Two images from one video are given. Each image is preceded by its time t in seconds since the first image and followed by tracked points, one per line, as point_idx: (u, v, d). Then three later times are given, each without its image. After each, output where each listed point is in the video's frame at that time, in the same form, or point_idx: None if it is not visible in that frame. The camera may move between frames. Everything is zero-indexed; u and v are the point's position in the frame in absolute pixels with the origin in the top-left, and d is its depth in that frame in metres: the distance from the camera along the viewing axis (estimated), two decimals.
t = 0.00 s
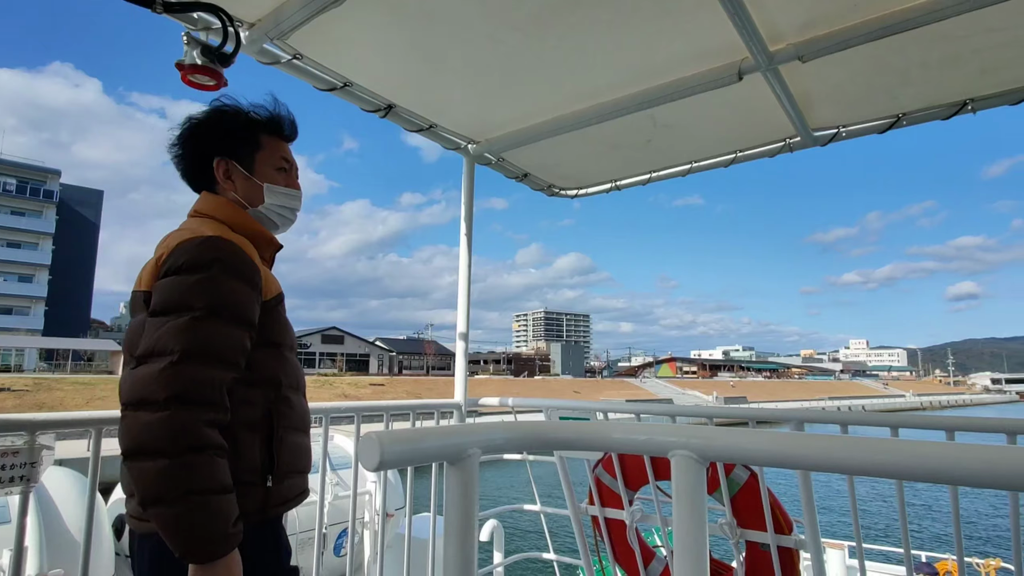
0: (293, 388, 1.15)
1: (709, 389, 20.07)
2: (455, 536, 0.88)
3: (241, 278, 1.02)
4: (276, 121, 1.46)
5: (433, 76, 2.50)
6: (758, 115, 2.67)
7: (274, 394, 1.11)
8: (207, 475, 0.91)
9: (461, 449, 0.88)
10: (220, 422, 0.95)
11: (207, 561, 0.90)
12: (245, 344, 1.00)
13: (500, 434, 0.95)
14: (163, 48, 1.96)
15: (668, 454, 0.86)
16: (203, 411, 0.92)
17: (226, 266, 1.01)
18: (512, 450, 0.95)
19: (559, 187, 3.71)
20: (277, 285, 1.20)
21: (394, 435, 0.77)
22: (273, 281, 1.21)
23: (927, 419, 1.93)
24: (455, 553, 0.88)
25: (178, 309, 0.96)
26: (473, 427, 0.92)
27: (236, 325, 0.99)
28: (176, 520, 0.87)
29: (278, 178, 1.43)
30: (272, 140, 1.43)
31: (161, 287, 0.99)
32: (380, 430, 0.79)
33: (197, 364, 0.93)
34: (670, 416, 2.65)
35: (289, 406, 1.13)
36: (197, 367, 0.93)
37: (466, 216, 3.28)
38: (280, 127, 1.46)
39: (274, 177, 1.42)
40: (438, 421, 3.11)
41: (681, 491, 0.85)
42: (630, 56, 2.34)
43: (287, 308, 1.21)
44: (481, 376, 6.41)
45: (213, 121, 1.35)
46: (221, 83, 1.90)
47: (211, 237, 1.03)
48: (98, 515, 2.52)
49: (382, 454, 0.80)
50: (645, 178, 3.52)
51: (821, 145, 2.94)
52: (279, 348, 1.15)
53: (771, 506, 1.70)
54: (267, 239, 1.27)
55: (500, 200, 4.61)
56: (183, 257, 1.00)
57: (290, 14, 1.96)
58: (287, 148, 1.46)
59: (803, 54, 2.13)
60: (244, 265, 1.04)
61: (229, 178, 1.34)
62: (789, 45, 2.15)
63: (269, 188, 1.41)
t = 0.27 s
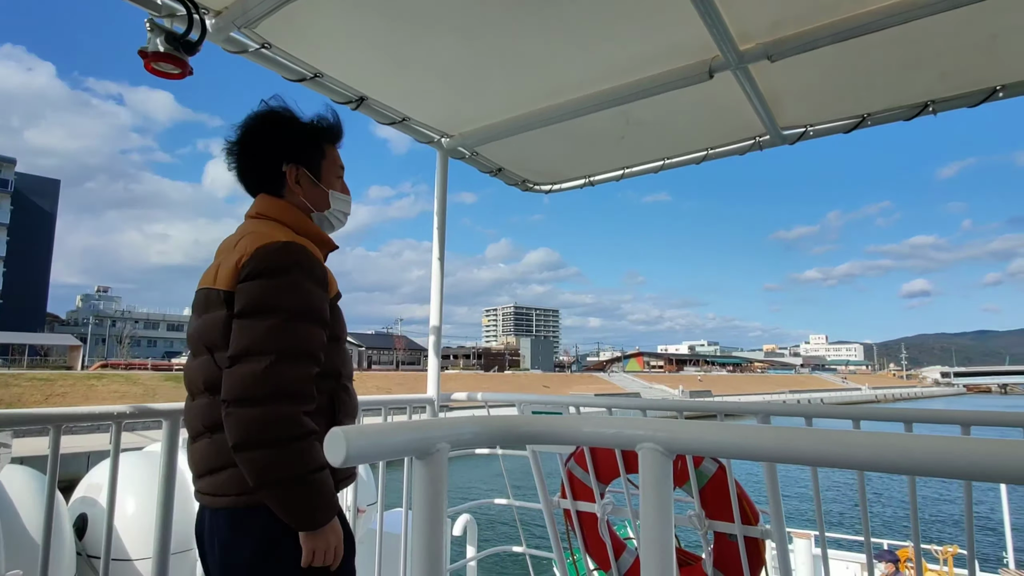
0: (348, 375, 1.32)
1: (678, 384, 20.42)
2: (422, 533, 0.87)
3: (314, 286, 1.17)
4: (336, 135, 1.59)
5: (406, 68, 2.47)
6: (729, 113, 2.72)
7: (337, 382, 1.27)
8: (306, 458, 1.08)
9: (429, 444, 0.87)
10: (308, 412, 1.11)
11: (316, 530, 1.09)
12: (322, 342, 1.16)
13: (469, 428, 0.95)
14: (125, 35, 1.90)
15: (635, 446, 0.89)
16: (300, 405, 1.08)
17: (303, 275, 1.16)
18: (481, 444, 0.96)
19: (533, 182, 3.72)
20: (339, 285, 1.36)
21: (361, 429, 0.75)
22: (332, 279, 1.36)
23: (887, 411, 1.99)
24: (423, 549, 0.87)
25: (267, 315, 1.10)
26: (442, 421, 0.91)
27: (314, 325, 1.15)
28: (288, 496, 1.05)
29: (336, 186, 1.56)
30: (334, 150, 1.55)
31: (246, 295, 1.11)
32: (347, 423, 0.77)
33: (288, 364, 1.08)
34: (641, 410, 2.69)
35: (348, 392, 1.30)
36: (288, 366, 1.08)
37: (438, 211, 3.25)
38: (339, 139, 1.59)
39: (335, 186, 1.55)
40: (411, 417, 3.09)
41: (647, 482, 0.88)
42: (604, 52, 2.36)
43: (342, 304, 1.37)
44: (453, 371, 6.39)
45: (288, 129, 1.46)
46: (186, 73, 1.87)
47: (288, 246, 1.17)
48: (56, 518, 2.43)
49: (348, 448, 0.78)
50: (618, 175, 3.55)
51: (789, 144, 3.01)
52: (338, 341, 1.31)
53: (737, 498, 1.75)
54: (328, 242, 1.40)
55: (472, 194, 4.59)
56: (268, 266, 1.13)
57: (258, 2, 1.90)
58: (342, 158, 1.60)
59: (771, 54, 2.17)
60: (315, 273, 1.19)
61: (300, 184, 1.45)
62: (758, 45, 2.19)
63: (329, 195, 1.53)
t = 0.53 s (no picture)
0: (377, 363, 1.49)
1: (649, 377, 20.73)
2: (393, 527, 0.87)
3: (351, 279, 1.34)
4: (369, 142, 1.77)
5: (379, 58, 2.43)
6: (701, 109, 2.76)
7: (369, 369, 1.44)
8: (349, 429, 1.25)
9: (399, 438, 0.86)
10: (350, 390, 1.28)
11: (360, 501, 1.25)
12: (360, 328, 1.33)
13: (439, 423, 0.95)
14: (84, 19, 1.83)
15: (606, 438, 0.90)
16: (344, 382, 1.25)
17: (342, 269, 1.33)
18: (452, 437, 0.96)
19: (508, 175, 3.72)
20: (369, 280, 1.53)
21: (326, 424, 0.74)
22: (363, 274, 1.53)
23: (852, 402, 2.04)
24: (393, 543, 0.87)
25: (313, 303, 1.27)
26: (413, 415, 0.91)
27: (353, 314, 1.32)
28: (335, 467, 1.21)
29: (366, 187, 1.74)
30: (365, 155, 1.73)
31: (293, 285, 1.28)
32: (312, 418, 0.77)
33: (333, 346, 1.25)
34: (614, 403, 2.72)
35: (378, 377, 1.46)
36: (334, 348, 1.25)
37: (412, 203, 3.23)
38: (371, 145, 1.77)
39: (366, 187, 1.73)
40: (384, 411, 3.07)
41: (618, 474, 0.89)
42: (579, 46, 2.36)
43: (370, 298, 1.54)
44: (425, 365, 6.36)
45: (326, 135, 1.63)
46: (149, 58, 1.80)
47: (329, 242, 1.34)
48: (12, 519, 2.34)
49: (314, 443, 0.78)
50: (592, 169, 3.57)
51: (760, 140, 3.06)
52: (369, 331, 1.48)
53: (709, 489, 1.79)
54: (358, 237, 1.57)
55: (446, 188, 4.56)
56: (313, 260, 1.30)
57: None
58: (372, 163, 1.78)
59: (743, 50, 2.21)
60: (351, 268, 1.36)
61: (338, 184, 1.61)
62: (729, 40, 2.23)
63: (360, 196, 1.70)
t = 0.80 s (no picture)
0: (384, 363, 1.55)
1: (618, 372, 21.01)
2: (357, 523, 0.87)
3: (348, 283, 1.40)
4: (373, 155, 1.84)
5: (348, 48, 2.38)
6: (670, 105, 2.79)
7: (372, 369, 1.50)
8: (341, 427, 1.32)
9: (363, 433, 0.86)
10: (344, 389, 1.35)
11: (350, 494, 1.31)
12: (355, 331, 1.39)
13: (404, 418, 0.94)
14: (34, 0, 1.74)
15: (573, 432, 0.90)
16: (335, 382, 1.32)
17: (337, 274, 1.39)
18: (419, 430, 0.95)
19: (480, 169, 3.70)
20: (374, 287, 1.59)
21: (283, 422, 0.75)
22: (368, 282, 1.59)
23: (815, 394, 2.10)
24: (358, 538, 0.87)
25: (308, 307, 1.34)
26: (376, 411, 0.90)
27: (347, 316, 1.37)
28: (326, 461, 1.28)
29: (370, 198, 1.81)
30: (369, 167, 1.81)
31: (292, 290, 1.36)
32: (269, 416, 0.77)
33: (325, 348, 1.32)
34: (584, 398, 2.75)
35: (384, 377, 1.52)
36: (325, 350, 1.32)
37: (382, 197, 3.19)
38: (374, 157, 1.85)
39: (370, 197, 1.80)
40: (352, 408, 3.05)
41: (586, 468, 0.89)
42: (550, 40, 2.36)
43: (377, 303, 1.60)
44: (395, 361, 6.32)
45: (334, 150, 1.71)
46: (106, 44, 1.72)
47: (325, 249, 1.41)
48: None
49: (273, 441, 0.79)
50: (564, 164, 3.58)
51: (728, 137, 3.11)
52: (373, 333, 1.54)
53: (676, 481, 1.82)
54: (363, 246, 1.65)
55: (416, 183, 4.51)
56: (310, 268, 1.37)
57: None
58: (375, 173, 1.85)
59: (711, 47, 2.24)
60: (350, 273, 1.42)
61: (344, 198, 1.69)
62: (698, 37, 2.26)
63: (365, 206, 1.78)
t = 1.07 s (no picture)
0: (378, 357, 1.68)
1: (589, 371, 21.20)
2: (323, 525, 0.89)
3: (330, 285, 1.56)
4: (365, 163, 2.01)
5: (317, 42, 2.34)
6: (641, 104, 2.83)
7: (364, 363, 1.64)
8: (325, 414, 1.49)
9: (327, 435, 0.88)
10: (326, 382, 1.51)
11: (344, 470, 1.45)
12: (335, 328, 1.54)
13: (370, 419, 0.96)
14: None
15: (541, 430, 0.95)
16: (316, 376, 1.49)
17: (319, 277, 1.55)
18: (386, 432, 0.99)
19: (453, 167, 3.69)
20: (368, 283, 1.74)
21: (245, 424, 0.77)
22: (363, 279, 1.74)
23: (782, 391, 2.15)
24: (323, 540, 0.88)
25: (293, 307, 1.52)
26: (343, 413, 0.93)
27: (326, 316, 1.53)
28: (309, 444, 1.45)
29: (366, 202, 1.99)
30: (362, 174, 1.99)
31: (281, 292, 1.56)
32: (228, 418, 0.79)
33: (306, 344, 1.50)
34: (557, 396, 2.75)
35: (376, 370, 1.66)
36: (307, 347, 1.50)
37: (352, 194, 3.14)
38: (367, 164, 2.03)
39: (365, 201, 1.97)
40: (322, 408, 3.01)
41: (556, 465, 0.93)
42: (522, 38, 2.36)
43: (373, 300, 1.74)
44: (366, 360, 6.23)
45: (324, 160, 1.91)
46: (61, 34, 1.66)
47: (310, 254, 1.58)
48: None
49: (233, 442, 0.80)
50: (537, 163, 3.59)
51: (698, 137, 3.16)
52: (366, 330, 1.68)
53: (646, 477, 1.85)
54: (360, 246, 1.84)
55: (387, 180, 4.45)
56: (297, 270, 1.56)
57: None
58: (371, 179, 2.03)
59: (680, 48, 2.27)
60: (332, 275, 1.57)
61: (336, 204, 1.89)
62: (667, 38, 2.29)
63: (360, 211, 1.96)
